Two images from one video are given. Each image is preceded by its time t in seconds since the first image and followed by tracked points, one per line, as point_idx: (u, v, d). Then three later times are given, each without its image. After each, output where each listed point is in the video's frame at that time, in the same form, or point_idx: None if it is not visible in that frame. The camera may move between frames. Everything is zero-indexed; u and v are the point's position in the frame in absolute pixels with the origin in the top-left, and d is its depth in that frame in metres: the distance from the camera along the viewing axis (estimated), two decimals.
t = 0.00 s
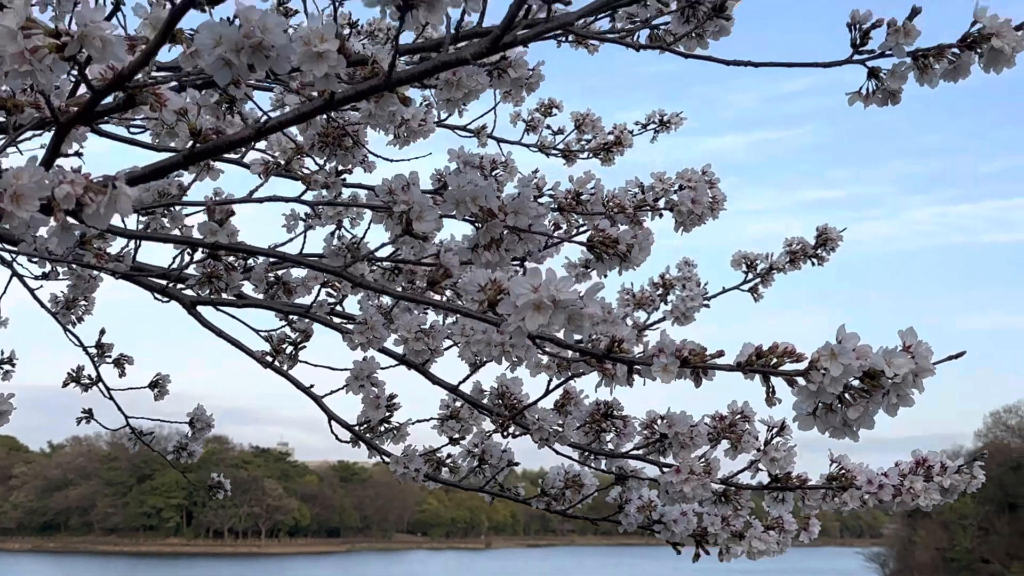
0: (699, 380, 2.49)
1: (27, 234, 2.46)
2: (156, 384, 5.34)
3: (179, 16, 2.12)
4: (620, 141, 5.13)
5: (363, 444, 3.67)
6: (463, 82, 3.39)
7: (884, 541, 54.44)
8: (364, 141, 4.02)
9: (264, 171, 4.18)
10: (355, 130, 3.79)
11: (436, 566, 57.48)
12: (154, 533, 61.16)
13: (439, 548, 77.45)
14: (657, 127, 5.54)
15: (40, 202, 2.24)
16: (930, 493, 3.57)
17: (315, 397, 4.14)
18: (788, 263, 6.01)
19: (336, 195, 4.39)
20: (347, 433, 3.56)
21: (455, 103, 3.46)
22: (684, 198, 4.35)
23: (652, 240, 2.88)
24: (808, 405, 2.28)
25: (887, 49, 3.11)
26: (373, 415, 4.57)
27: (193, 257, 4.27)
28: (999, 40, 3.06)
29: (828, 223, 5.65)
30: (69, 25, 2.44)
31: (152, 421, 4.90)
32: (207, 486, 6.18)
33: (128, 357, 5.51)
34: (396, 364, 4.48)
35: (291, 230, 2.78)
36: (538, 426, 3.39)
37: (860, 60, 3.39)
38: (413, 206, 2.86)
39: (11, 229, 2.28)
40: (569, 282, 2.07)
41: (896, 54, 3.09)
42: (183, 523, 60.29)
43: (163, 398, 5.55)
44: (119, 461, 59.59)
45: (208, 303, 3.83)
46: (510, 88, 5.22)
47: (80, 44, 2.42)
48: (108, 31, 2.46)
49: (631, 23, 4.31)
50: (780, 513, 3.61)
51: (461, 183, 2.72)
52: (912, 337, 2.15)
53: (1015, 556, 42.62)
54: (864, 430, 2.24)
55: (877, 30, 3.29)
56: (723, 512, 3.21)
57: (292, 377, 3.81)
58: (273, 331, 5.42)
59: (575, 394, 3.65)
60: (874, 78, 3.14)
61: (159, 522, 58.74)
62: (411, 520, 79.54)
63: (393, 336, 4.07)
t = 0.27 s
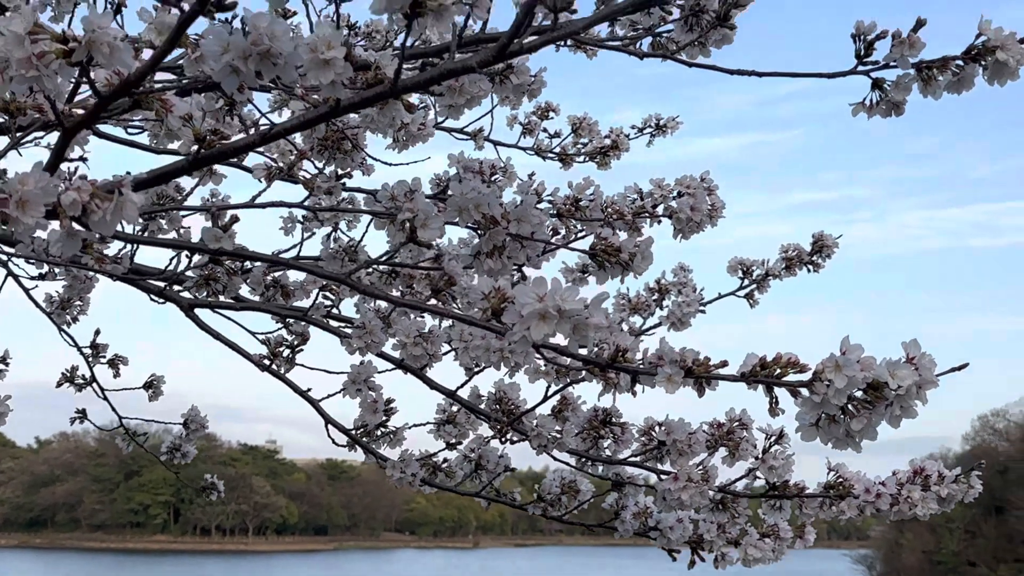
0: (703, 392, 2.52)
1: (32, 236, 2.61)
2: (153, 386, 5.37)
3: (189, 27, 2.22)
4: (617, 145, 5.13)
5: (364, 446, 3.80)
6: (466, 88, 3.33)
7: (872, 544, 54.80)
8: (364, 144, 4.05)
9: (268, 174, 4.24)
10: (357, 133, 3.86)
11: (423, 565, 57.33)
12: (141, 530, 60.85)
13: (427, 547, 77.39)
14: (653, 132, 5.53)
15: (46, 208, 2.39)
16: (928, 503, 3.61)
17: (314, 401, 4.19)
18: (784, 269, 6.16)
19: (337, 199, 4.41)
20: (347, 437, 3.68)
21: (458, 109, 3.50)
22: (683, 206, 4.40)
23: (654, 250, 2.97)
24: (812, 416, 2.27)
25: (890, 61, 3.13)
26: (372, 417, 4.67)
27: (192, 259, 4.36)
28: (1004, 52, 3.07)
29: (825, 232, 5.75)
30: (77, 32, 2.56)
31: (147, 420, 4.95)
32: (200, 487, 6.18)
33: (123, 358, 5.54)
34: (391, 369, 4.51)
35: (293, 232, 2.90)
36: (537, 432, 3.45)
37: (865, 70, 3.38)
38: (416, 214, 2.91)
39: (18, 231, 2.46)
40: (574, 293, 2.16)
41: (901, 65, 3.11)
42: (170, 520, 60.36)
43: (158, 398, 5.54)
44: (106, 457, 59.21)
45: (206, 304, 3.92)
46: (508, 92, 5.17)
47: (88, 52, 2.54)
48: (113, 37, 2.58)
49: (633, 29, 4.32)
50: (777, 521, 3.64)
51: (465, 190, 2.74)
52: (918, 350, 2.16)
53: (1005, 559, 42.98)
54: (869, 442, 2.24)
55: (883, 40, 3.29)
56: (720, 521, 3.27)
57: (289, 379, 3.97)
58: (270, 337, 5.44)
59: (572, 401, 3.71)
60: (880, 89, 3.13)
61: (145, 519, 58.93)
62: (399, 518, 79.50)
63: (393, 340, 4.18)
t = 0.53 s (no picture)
0: (695, 398, 2.53)
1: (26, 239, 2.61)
2: (139, 384, 5.35)
3: (186, 29, 2.23)
4: (607, 147, 5.13)
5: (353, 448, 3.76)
6: (460, 92, 3.36)
7: (854, 544, 55.44)
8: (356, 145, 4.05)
9: (261, 175, 4.25)
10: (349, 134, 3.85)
11: (410, 562, 57.44)
12: (124, 525, 60.47)
13: (411, 544, 77.46)
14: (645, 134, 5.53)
15: (42, 210, 2.40)
16: (916, 508, 3.64)
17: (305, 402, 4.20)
18: (773, 273, 6.23)
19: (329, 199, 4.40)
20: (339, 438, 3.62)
21: (452, 111, 3.50)
22: (674, 210, 4.44)
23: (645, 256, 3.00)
24: (804, 422, 2.28)
25: (884, 70, 3.16)
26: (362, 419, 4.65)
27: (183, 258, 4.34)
28: (997, 63, 3.10)
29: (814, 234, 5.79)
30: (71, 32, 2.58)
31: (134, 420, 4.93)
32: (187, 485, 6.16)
33: (111, 355, 5.52)
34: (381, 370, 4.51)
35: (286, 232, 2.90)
36: (528, 436, 3.47)
37: (858, 79, 3.40)
38: (411, 217, 2.92)
39: (15, 234, 2.46)
40: (569, 301, 2.18)
41: (896, 75, 3.13)
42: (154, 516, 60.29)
43: (146, 397, 5.51)
44: (90, 452, 58.75)
45: (197, 304, 3.91)
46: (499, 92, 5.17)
47: (84, 52, 2.55)
48: (109, 38, 2.58)
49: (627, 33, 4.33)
50: (766, 524, 3.66)
51: (459, 194, 2.74)
52: (911, 358, 2.16)
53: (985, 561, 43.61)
54: (860, 450, 2.25)
55: (877, 48, 3.32)
56: (710, 524, 3.29)
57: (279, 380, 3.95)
58: (260, 336, 5.44)
59: (562, 404, 3.74)
60: (872, 97, 3.15)
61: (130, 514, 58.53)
62: (384, 515, 79.54)
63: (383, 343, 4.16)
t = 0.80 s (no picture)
0: (679, 398, 2.54)
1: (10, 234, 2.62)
2: (127, 378, 5.39)
3: (176, 26, 2.22)
4: (594, 148, 5.15)
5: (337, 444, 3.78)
6: (447, 92, 3.38)
7: (839, 543, 55.58)
8: (343, 142, 4.05)
9: (249, 172, 4.25)
10: (337, 132, 3.84)
11: (393, 559, 57.37)
12: (106, 520, 59.99)
13: (395, 542, 77.33)
14: (631, 134, 5.54)
15: (31, 205, 2.40)
16: (897, 508, 3.67)
17: (291, 398, 4.20)
18: (759, 273, 6.26)
19: (316, 196, 4.41)
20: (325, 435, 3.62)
21: (440, 111, 3.52)
22: (660, 210, 4.46)
23: (630, 256, 3.02)
24: (786, 424, 2.28)
25: (869, 74, 3.17)
26: (346, 414, 4.68)
27: (168, 253, 4.37)
28: (981, 68, 3.12)
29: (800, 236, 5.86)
30: (61, 30, 2.57)
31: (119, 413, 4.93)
32: (171, 481, 6.15)
33: (97, 351, 5.51)
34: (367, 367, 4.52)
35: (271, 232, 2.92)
36: (513, 434, 3.51)
37: (843, 83, 3.41)
38: (398, 216, 2.92)
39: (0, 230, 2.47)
40: (555, 300, 2.18)
41: (880, 79, 3.15)
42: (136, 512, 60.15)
43: (131, 392, 5.51)
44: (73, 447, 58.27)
45: (183, 299, 3.90)
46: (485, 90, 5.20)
47: (73, 49, 2.56)
48: (100, 35, 2.58)
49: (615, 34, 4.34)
50: (749, 523, 3.68)
51: (446, 192, 2.75)
52: (893, 359, 2.15)
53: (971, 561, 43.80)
54: (841, 451, 2.25)
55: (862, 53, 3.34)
56: (693, 522, 3.30)
57: (266, 376, 3.96)
58: (247, 333, 5.44)
59: (547, 403, 3.76)
60: (856, 101, 3.17)
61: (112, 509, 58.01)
62: (368, 512, 79.33)
63: (369, 340, 4.18)
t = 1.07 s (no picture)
0: (656, 397, 2.58)
1: None
2: (111, 374, 5.41)
3: (163, 29, 2.23)
4: (578, 147, 5.19)
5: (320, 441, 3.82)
6: (431, 92, 3.42)
7: (820, 542, 55.96)
8: (328, 140, 4.07)
9: (233, 169, 4.27)
10: (322, 131, 3.86)
11: (377, 556, 57.59)
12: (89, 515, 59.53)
13: (379, 538, 77.38)
14: (615, 134, 5.58)
15: (18, 203, 2.42)
16: (873, 506, 3.72)
17: (275, 395, 4.23)
18: (740, 273, 6.32)
19: (302, 193, 4.43)
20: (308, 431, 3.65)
21: (424, 111, 3.55)
22: (642, 210, 4.52)
23: (609, 255, 3.05)
24: (761, 422, 2.32)
25: (847, 79, 3.23)
26: (329, 411, 4.71)
27: (153, 250, 4.38)
28: (955, 74, 3.18)
29: (781, 236, 5.93)
30: (49, 30, 2.58)
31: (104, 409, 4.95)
32: (154, 475, 6.16)
33: (81, 346, 5.52)
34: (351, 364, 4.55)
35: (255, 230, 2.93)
36: (494, 431, 3.56)
37: (820, 86, 3.47)
38: (382, 216, 2.95)
39: None
40: (534, 299, 2.21)
41: (857, 84, 3.21)
42: (119, 507, 60.52)
43: (115, 388, 5.52)
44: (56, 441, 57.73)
45: (168, 297, 3.93)
46: (471, 89, 5.22)
47: (61, 50, 2.57)
48: (87, 35, 2.59)
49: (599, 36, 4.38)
50: (727, 519, 3.74)
51: (428, 193, 2.79)
52: (863, 359, 2.20)
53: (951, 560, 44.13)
54: (815, 449, 2.29)
55: (840, 56, 3.38)
56: (671, 520, 3.36)
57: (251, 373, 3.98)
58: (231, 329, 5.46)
59: (529, 400, 3.80)
60: (832, 105, 3.23)
61: (94, 505, 58.86)
62: (352, 509, 79.31)
63: (353, 337, 4.21)
